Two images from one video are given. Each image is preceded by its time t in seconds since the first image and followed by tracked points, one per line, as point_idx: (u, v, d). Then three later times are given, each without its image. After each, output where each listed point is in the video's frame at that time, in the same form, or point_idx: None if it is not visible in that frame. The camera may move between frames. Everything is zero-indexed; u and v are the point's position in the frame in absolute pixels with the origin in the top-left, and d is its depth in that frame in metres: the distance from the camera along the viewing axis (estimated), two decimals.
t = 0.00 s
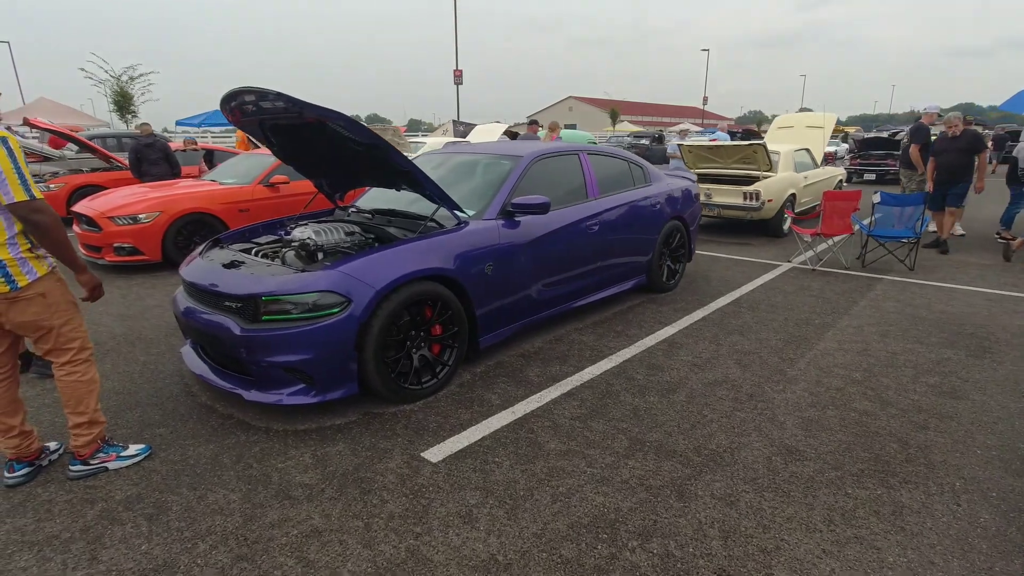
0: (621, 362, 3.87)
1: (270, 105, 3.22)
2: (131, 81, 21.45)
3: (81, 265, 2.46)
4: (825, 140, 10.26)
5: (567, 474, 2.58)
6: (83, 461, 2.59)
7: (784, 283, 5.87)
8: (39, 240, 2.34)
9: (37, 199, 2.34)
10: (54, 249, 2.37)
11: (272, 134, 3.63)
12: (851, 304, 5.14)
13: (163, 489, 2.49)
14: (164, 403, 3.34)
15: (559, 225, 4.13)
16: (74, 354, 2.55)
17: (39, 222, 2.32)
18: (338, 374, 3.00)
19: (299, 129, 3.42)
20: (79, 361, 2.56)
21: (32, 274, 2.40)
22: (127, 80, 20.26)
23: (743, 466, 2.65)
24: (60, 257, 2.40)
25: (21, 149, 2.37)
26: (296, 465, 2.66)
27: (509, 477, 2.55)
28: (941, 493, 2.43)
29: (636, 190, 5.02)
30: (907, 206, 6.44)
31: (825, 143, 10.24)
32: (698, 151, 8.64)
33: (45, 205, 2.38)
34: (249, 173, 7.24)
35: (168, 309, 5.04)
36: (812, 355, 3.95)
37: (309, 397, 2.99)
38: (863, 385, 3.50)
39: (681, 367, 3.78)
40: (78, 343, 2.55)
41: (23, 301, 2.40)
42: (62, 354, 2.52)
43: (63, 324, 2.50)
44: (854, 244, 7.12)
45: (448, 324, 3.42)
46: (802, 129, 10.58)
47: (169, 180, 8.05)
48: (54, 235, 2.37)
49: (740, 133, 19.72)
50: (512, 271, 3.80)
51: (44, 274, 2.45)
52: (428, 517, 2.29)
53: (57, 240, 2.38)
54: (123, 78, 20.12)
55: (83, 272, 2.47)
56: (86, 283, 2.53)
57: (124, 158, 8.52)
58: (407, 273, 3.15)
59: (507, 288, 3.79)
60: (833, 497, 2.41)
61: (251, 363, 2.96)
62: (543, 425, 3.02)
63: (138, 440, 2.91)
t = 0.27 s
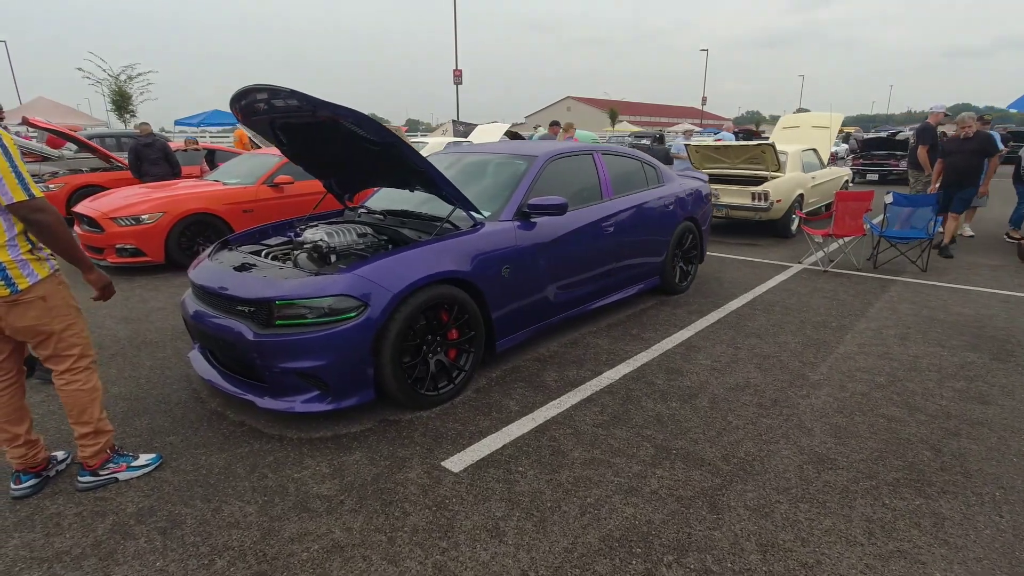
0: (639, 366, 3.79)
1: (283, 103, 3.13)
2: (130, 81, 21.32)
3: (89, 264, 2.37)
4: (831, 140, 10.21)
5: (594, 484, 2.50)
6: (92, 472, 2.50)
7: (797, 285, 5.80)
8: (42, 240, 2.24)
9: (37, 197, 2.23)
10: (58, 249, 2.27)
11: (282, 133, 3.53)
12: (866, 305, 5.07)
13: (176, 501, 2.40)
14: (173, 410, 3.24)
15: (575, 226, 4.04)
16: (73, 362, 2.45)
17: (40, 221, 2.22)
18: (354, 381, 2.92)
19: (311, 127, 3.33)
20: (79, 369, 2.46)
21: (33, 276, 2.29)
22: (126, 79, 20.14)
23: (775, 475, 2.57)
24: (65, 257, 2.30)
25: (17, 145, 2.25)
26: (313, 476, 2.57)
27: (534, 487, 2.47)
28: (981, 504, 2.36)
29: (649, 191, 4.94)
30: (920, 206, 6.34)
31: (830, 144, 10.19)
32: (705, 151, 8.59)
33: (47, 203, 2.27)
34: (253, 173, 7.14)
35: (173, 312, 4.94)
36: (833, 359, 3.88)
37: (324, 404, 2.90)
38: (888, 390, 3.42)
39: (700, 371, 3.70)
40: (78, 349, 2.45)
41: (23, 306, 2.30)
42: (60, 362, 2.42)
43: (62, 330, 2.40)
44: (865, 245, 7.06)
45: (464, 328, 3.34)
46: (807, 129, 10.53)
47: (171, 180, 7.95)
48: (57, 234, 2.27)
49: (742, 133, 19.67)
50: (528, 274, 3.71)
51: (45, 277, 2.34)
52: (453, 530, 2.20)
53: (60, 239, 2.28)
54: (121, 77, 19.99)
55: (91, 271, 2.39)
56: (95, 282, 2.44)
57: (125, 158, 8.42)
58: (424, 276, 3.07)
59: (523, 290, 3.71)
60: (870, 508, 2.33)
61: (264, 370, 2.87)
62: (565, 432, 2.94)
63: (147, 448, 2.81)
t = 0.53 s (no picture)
0: (655, 370, 3.70)
1: (292, 99, 3.02)
2: (126, 80, 21.14)
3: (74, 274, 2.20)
4: (836, 140, 10.14)
5: (620, 495, 2.41)
6: (97, 473, 2.43)
7: (809, 286, 5.72)
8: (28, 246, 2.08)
9: (24, 200, 2.06)
10: (44, 256, 2.11)
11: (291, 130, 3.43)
12: (882, 307, 4.98)
13: (184, 514, 2.29)
14: (178, 417, 3.13)
15: (589, 226, 3.95)
16: (94, 359, 2.39)
17: (28, 226, 2.06)
18: (367, 387, 2.81)
19: (321, 124, 3.23)
20: (100, 366, 2.41)
21: (38, 280, 2.19)
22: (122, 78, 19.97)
23: (806, 484, 2.48)
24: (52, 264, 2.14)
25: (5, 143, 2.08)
26: (326, 487, 2.46)
27: (558, 499, 2.37)
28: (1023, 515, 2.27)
29: (662, 190, 4.85)
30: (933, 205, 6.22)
31: (836, 144, 10.12)
32: (712, 151, 8.51)
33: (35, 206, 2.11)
34: (254, 173, 7.02)
35: (174, 314, 4.83)
36: (854, 362, 3.80)
37: (336, 412, 2.79)
38: (914, 394, 3.33)
39: (719, 375, 3.61)
40: (95, 348, 2.39)
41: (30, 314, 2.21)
42: (82, 360, 2.35)
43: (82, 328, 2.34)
44: (875, 246, 6.98)
45: (479, 331, 3.23)
46: (812, 129, 10.45)
47: (170, 179, 7.83)
48: (45, 240, 2.11)
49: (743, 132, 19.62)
50: (541, 275, 3.61)
51: (50, 280, 2.23)
52: (476, 546, 2.11)
53: (47, 246, 2.11)
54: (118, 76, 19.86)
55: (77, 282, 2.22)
56: (79, 299, 2.26)
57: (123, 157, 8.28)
58: (439, 278, 2.96)
59: (537, 293, 3.61)
60: (909, 520, 2.24)
61: (274, 376, 2.76)
62: (585, 440, 2.84)
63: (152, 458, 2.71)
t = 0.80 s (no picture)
0: (675, 378, 3.58)
1: (301, 97, 2.89)
2: (122, 78, 20.92)
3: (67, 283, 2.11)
4: (843, 140, 10.04)
5: (650, 515, 2.29)
6: (93, 463, 2.54)
7: (824, 289, 5.61)
8: (28, 253, 1.99)
9: (28, 203, 1.97)
10: (42, 265, 2.02)
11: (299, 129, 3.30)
12: (900, 311, 4.87)
13: (191, 538, 2.17)
14: (182, 430, 2.99)
15: (605, 230, 3.82)
16: (91, 364, 2.47)
17: (28, 231, 1.97)
18: (381, 400, 2.68)
19: (330, 123, 3.10)
20: (97, 371, 2.49)
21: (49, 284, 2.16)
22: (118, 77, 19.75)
23: (845, 502, 2.37)
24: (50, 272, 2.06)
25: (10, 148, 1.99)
26: (340, 507, 2.34)
27: (586, 519, 2.25)
28: None
29: (676, 192, 4.73)
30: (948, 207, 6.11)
31: (843, 144, 10.02)
32: (719, 151, 8.41)
33: (38, 209, 2.01)
34: (254, 173, 6.87)
35: (175, 320, 4.68)
36: (878, 370, 3.69)
37: (348, 425, 2.66)
38: (945, 404, 3.22)
39: (742, 383, 3.49)
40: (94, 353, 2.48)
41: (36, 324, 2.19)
42: (80, 365, 2.42)
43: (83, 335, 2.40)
44: (887, 247, 6.88)
45: (495, 340, 3.11)
46: (818, 128, 10.35)
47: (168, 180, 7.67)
48: (45, 246, 2.02)
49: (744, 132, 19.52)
50: (558, 281, 3.49)
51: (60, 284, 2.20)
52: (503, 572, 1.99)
53: (45, 254, 2.02)
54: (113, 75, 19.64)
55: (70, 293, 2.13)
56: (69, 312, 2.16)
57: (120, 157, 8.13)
58: (455, 285, 2.83)
59: (554, 298, 3.48)
60: (957, 542, 2.13)
61: (283, 388, 2.63)
62: (610, 454, 2.72)
63: (156, 475, 2.58)
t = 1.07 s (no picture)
0: (697, 386, 3.48)
1: (315, 96, 2.78)
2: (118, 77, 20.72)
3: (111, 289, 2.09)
4: (850, 140, 9.95)
5: (686, 533, 2.19)
6: (93, 477, 2.43)
7: (839, 292, 5.52)
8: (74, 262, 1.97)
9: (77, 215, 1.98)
10: (88, 273, 2.01)
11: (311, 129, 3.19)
12: (919, 314, 4.79)
13: (205, 560, 2.06)
14: (190, 442, 2.88)
15: (623, 233, 3.72)
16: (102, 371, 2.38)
17: (77, 240, 1.97)
18: (400, 412, 2.57)
19: (345, 123, 2.98)
20: (106, 378, 2.40)
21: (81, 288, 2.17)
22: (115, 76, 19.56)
23: (888, 519, 2.27)
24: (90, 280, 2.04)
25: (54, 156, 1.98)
26: (361, 526, 2.23)
27: (619, 539, 2.15)
28: None
29: (691, 194, 4.64)
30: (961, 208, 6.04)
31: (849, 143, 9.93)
32: (726, 151, 8.32)
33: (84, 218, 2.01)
34: (257, 174, 6.75)
35: (179, 325, 4.56)
36: (904, 377, 3.59)
37: (366, 439, 2.55)
38: (977, 413, 3.13)
39: (766, 391, 3.39)
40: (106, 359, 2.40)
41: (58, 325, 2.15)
42: (91, 372, 2.34)
43: (97, 340, 2.32)
44: (899, 249, 6.80)
45: (515, 348, 3.00)
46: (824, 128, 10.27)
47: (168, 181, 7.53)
48: (91, 257, 2.00)
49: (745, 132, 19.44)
50: (577, 286, 3.39)
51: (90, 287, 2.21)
52: None
53: (91, 263, 2.01)
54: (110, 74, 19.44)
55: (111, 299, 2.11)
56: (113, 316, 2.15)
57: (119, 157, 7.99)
58: (475, 292, 2.73)
59: (573, 304, 3.38)
60: (1009, 562, 2.04)
61: (298, 401, 2.52)
62: (637, 468, 2.62)
63: (165, 491, 2.46)
